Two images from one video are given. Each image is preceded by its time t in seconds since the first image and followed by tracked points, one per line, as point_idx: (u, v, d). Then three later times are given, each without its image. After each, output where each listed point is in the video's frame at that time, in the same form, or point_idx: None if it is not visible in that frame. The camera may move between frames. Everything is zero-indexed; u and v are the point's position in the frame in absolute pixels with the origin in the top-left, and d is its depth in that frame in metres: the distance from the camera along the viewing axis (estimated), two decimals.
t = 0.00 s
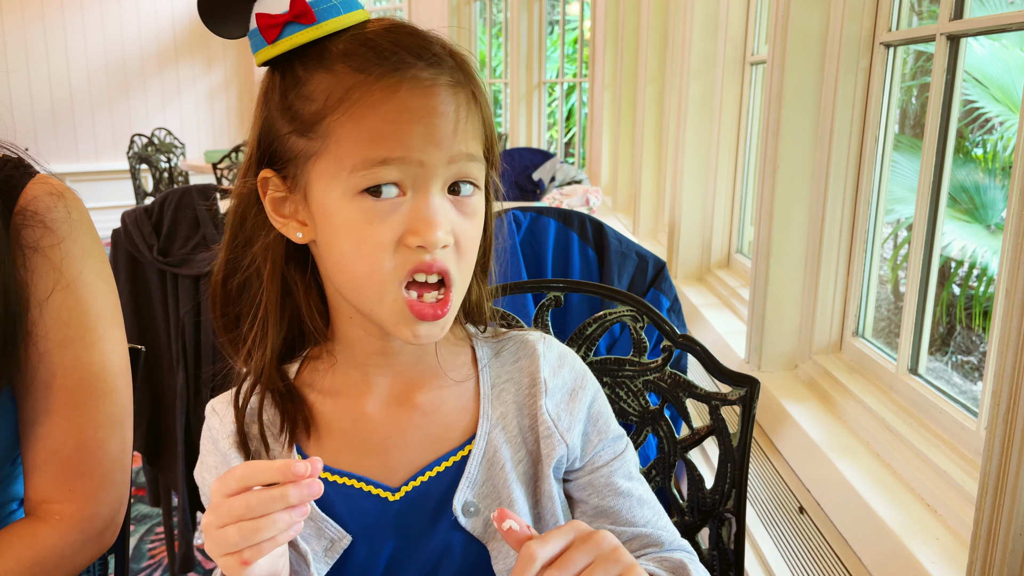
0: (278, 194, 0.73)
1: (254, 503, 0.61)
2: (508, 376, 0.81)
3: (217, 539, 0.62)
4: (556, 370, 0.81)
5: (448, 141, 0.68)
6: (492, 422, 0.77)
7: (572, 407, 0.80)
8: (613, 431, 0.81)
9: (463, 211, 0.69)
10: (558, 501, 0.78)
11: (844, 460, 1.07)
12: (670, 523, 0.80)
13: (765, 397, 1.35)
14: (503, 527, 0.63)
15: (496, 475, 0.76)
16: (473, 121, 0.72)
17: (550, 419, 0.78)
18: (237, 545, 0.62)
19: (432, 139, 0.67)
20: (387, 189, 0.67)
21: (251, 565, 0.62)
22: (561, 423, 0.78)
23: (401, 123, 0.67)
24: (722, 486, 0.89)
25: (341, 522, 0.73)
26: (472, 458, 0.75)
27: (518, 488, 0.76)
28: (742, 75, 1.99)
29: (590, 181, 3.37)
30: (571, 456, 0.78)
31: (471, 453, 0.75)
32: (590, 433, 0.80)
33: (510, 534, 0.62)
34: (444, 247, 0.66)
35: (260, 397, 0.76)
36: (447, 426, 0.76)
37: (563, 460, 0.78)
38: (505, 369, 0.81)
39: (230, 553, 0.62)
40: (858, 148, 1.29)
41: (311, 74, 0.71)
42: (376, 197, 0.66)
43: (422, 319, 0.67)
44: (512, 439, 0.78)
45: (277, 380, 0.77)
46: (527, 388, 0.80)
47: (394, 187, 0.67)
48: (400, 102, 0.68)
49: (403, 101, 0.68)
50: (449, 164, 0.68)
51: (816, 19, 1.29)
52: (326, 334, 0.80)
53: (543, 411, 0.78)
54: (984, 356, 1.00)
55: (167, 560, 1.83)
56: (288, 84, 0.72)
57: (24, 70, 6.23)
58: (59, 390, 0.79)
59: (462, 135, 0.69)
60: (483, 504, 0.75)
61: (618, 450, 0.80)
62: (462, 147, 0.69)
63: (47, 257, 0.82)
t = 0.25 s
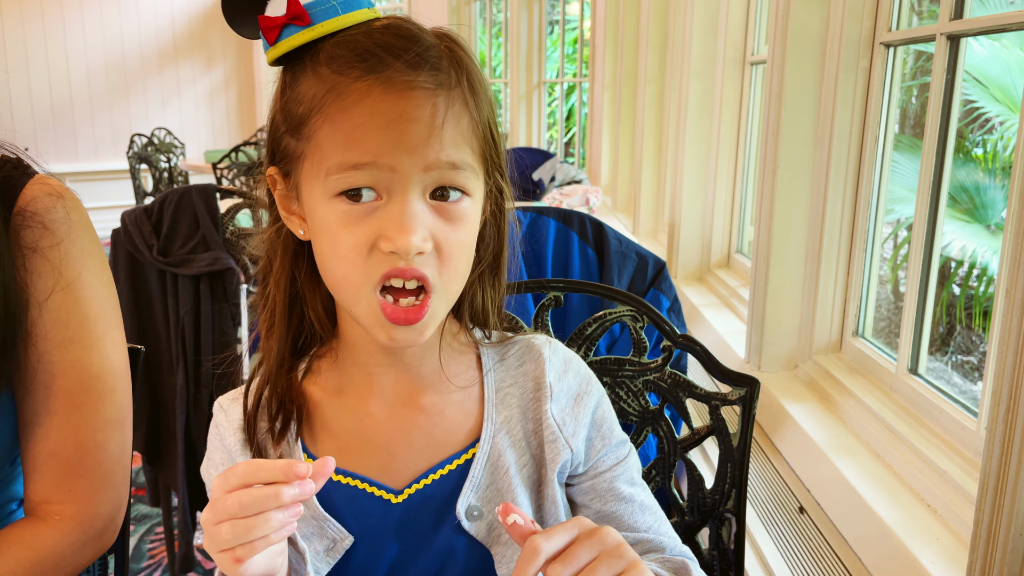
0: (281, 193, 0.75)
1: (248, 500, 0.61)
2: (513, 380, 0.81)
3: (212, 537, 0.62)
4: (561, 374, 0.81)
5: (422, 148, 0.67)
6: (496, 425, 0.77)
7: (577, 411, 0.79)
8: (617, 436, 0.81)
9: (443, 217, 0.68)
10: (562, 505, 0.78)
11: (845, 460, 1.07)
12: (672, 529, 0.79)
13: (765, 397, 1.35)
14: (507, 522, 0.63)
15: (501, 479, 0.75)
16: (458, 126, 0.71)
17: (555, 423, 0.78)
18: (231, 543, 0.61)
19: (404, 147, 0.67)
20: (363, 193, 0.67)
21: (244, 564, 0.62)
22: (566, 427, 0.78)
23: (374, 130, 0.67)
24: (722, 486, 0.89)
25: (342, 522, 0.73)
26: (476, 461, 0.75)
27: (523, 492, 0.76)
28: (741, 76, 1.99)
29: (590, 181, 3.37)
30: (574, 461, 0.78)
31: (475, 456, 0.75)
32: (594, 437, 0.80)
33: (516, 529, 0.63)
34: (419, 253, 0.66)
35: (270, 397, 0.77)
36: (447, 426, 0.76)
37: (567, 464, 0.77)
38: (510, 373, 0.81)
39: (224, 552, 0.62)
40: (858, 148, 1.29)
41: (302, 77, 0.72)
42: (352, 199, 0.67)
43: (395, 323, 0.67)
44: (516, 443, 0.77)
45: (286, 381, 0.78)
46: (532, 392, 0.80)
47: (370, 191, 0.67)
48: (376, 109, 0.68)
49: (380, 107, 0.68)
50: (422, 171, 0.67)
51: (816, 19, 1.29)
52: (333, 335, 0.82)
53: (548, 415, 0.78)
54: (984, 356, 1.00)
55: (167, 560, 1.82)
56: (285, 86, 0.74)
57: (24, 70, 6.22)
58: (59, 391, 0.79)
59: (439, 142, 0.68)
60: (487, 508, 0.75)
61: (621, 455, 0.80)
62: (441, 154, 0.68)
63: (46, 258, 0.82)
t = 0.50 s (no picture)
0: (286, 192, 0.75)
1: (262, 502, 0.61)
2: (514, 382, 0.81)
3: (223, 537, 0.62)
4: (563, 376, 0.81)
5: (425, 149, 0.67)
6: (498, 427, 0.77)
7: (578, 413, 0.80)
8: (618, 438, 0.81)
9: (445, 218, 0.68)
10: (563, 506, 0.78)
11: (844, 460, 1.07)
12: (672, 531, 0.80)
13: (765, 397, 1.35)
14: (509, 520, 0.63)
15: (503, 481, 0.75)
16: (461, 128, 0.71)
17: (557, 425, 0.78)
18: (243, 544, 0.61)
19: (407, 148, 0.67)
20: (366, 193, 0.67)
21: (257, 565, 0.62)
22: (568, 429, 0.78)
23: (378, 131, 0.67)
24: (722, 486, 0.89)
25: (342, 523, 0.73)
26: (477, 464, 0.75)
27: (524, 494, 0.76)
28: (742, 75, 1.99)
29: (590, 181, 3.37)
30: (576, 462, 0.78)
31: (477, 458, 0.75)
32: (595, 439, 0.80)
33: (519, 527, 0.63)
34: (421, 254, 0.65)
35: (270, 398, 0.77)
36: (446, 427, 0.76)
37: (569, 466, 0.77)
38: (511, 375, 0.81)
39: (234, 553, 0.62)
40: (858, 148, 1.29)
41: (306, 76, 0.72)
42: (355, 199, 0.67)
43: (389, 318, 0.67)
44: (518, 445, 0.77)
45: (287, 381, 0.78)
46: (533, 395, 0.80)
47: (373, 192, 0.67)
48: (380, 109, 0.68)
49: (383, 108, 0.68)
50: (425, 173, 0.67)
51: (816, 19, 1.29)
52: (334, 335, 0.82)
53: (550, 417, 0.78)
54: (984, 356, 1.00)
55: (167, 560, 1.82)
56: (289, 85, 0.74)
57: (23, 71, 6.22)
58: (58, 392, 0.79)
59: (442, 144, 0.68)
60: (488, 511, 0.75)
61: (621, 457, 0.81)
62: (444, 156, 0.68)
63: (43, 258, 0.82)
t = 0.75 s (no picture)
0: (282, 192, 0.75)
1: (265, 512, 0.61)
2: (514, 383, 0.81)
3: (224, 545, 0.62)
4: (563, 377, 0.81)
5: (421, 147, 0.67)
6: (498, 429, 0.77)
7: (579, 414, 0.80)
8: (618, 439, 0.81)
9: (443, 216, 0.68)
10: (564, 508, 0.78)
11: (844, 460, 1.07)
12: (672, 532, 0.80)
13: (765, 397, 1.35)
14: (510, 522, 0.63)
15: (503, 483, 0.75)
16: (458, 126, 0.71)
17: (557, 427, 0.78)
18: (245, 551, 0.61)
19: (403, 146, 0.67)
20: (363, 192, 0.67)
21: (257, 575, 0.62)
22: (569, 431, 0.78)
23: (373, 129, 0.67)
24: (722, 486, 0.89)
25: (341, 524, 0.73)
26: (477, 466, 0.74)
27: (524, 496, 0.76)
28: (742, 75, 2.00)
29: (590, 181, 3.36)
30: (577, 464, 0.78)
31: (476, 460, 0.75)
32: (596, 441, 0.80)
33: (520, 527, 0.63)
34: (417, 253, 0.65)
35: (269, 399, 0.77)
36: (446, 428, 0.76)
37: (570, 468, 0.77)
38: (511, 376, 0.81)
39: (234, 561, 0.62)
40: (858, 148, 1.29)
41: (303, 75, 0.73)
42: (351, 197, 0.67)
43: (386, 305, 0.67)
44: (518, 447, 0.77)
45: (287, 383, 0.78)
46: (534, 396, 0.80)
47: (369, 191, 0.67)
48: (375, 107, 0.68)
49: (379, 106, 0.68)
50: (422, 171, 0.67)
51: (816, 19, 1.29)
52: (333, 336, 0.82)
53: (551, 419, 0.78)
54: (984, 356, 1.00)
55: (167, 560, 1.82)
56: (286, 83, 0.74)
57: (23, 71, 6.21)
58: (56, 392, 0.79)
59: (439, 141, 0.68)
60: (488, 513, 0.75)
61: (621, 458, 0.81)
62: (440, 153, 0.68)
63: (38, 259, 0.81)
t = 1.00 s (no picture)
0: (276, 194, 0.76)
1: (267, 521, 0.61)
2: (513, 385, 0.81)
3: (230, 560, 0.62)
4: (563, 379, 0.82)
5: (407, 146, 0.67)
6: (496, 431, 0.77)
7: (579, 417, 0.80)
8: (619, 442, 0.82)
9: (431, 214, 0.67)
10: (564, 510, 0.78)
11: (844, 459, 1.07)
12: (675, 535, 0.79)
13: (765, 397, 1.35)
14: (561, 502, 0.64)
15: (502, 486, 0.75)
16: (445, 125, 0.70)
17: (557, 430, 0.78)
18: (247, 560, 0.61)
19: (389, 146, 0.67)
20: (354, 192, 0.67)
21: None
22: (569, 434, 0.78)
23: (360, 130, 0.68)
24: (722, 485, 0.89)
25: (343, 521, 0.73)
26: (475, 469, 0.74)
27: (522, 500, 0.76)
28: (741, 75, 2.00)
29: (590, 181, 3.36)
30: (578, 467, 0.78)
31: (475, 463, 0.75)
32: (597, 444, 0.81)
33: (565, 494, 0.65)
34: (405, 253, 0.65)
35: (270, 403, 0.77)
36: (446, 429, 0.76)
37: (571, 471, 0.78)
38: (510, 378, 0.81)
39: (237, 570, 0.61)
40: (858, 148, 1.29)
41: (293, 78, 0.73)
42: (342, 197, 0.67)
43: (375, 308, 0.67)
44: (517, 449, 0.78)
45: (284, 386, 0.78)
46: (533, 398, 0.80)
47: (359, 191, 0.67)
48: (362, 109, 0.68)
49: (366, 107, 0.68)
50: (408, 170, 0.67)
51: (816, 19, 1.29)
52: (329, 339, 0.83)
53: (550, 421, 0.78)
54: (983, 355, 1.00)
55: (167, 560, 1.82)
56: (277, 87, 0.74)
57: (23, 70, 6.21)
58: (54, 392, 0.79)
59: (425, 141, 0.68)
60: (487, 517, 0.75)
61: (622, 461, 0.81)
62: (427, 152, 0.68)
63: (37, 258, 0.81)
